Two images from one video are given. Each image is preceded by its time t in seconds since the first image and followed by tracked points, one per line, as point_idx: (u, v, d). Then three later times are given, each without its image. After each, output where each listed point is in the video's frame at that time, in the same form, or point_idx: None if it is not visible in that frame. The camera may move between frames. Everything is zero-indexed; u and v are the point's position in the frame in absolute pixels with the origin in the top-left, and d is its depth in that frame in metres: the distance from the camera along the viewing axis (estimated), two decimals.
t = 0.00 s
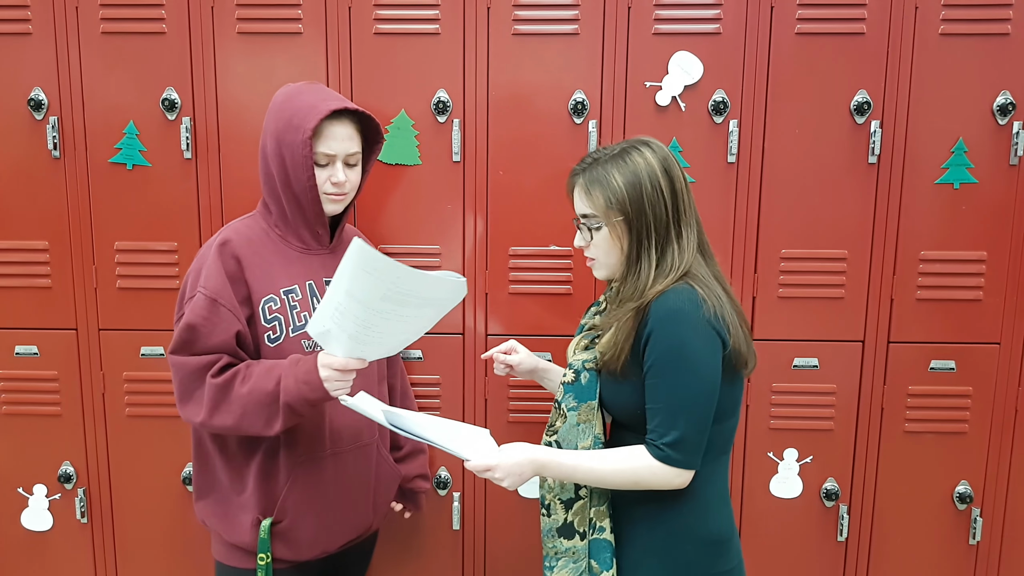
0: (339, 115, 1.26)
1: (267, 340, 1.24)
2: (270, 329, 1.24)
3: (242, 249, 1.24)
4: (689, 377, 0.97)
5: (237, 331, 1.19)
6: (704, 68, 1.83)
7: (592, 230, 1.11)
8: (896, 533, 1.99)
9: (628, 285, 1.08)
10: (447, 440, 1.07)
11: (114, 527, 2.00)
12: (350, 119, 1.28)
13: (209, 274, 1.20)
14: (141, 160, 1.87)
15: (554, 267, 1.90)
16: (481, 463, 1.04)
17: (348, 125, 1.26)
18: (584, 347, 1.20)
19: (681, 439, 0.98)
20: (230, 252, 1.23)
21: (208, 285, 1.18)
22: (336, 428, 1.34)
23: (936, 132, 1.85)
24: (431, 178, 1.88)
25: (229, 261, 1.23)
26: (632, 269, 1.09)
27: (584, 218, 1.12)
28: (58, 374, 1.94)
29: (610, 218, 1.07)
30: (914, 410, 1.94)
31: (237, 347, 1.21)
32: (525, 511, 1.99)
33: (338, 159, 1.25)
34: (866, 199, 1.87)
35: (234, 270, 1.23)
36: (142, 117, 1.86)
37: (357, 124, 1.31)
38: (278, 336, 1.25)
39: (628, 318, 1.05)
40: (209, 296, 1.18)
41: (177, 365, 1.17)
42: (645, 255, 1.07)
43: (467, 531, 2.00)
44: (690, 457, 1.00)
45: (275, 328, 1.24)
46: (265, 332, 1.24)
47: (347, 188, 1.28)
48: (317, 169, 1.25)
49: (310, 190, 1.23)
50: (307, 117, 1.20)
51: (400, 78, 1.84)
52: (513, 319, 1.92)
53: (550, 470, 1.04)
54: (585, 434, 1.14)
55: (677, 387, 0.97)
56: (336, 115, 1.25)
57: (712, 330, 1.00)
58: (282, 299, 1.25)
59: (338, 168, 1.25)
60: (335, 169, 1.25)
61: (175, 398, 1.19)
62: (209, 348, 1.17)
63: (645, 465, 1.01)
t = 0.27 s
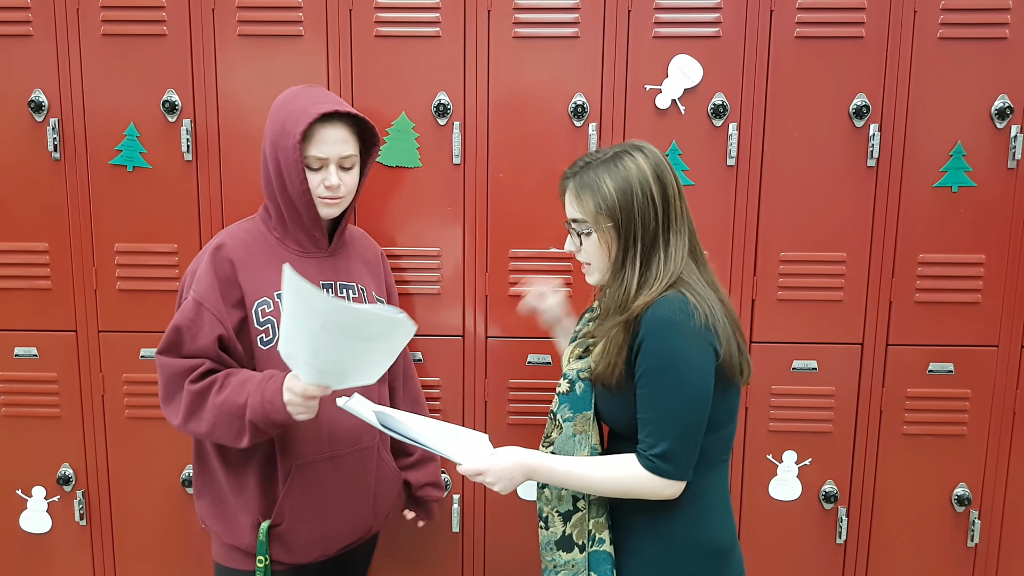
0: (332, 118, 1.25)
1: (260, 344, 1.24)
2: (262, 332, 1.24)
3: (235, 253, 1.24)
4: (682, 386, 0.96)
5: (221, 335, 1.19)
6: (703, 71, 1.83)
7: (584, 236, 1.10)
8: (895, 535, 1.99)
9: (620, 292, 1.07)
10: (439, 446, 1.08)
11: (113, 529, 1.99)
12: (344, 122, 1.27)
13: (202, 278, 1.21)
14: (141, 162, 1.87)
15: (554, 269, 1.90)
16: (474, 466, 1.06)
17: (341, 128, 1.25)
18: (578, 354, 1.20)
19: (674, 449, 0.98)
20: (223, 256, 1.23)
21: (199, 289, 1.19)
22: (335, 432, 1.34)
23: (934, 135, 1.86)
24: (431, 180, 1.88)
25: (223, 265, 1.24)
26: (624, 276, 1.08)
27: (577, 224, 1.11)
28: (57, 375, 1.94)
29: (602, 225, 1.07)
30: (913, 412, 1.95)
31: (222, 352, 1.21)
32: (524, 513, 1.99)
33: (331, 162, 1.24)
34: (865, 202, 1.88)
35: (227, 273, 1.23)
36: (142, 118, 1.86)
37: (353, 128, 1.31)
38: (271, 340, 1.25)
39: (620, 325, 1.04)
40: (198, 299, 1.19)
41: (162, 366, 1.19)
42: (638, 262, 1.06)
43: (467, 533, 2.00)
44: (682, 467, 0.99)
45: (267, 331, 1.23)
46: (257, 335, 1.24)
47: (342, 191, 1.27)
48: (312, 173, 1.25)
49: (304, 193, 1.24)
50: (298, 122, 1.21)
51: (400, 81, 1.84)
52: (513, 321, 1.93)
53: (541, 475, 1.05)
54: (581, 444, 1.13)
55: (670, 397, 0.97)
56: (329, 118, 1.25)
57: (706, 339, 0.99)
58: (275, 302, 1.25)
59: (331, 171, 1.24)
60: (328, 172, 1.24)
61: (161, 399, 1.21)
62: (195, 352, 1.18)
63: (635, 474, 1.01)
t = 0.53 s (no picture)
0: (336, 117, 1.26)
1: (261, 343, 1.24)
2: (262, 332, 1.24)
3: (236, 253, 1.24)
4: (672, 393, 0.95)
5: (219, 336, 1.19)
6: (703, 73, 1.83)
7: (570, 240, 1.10)
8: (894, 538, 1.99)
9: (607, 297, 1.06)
10: (434, 447, 1.09)
11: (112, 528, 2.00)
12: (347, 121, 1.28)
13: (201, 279, 1.21)
14: (142, 161, 1.88)
15: (554, 270, 1.90)
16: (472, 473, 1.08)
17: (344, 127, 1.26)
18: (571, 358, 1.19)
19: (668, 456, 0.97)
20: (224, 256, 1.23)
21: (199, 290, 1.19)
22: (334, 432, 1.35)
23: (934, 139, 1.86)
24: (431, 181, 1.88)
25: (223, 265, 1.23)
26: (610, 280, 1.07)
27: (562, 228, 1.11)
28: (58, 374, 1.94)
29: (585, 229, 1.06)
30: (912, 415, 1.94)
31: (221, 353, 1.21)
32: (523, 514, 1.99)
33: (336, 161, 1.25)
34: (865, 205, 1.88)
35: (227, 274, 1.23)
36: (143, 118, 1.87)
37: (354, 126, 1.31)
38: (272, 339, 1.24)
39: (609, 331, 1.03)
40: (197, 301, 1.19)
41: (161, 367, 1.18)
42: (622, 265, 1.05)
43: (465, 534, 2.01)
44: (678, 472, 0.99)
45: (267, 331, 1.23)
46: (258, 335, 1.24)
47: (345, 190, 1.28)
48: (315, 171, 1.25)
49: (308, 192, 1.24)
50: (302, 121, 1.21)
51: (401, 82, 1.84)
52: (512, 322, 1.93)
53: (539, 479, 1.06)
54: (574, 449, 1.11)
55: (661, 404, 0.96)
56: (332, 117, 1.25)
57: (694, 342, 0.98)
58: (275, 301, 1.25)
59: (335, 169, 1.25)
60: (333, 171, 1.25)
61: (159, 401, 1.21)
62: (194, 353, 1.18)
63: (629, 480, 1.00)
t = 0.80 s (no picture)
0: (338, 120, 1.26)
1: (263, 345, 1.24)
2: (264, 334, 1.24)
3: (238, 255, 1.24)
4: (667, 389, 0.96)
5: (221, 338, 1.20)
6: (706, 76, 1.83)
7: (563, 237, 1.11)
8: (896, 543, 1.98)
9: (600, 294, 1.07)
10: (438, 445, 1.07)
11: (115, 528, 2.00)
12: (349, 123, 1.28)
13: (204, 281, 1.21)
14: (145, 163, 1.88)
15: (555, 273, 1.90)
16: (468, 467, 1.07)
17: (347, 129, 1.26)
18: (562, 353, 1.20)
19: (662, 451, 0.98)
20: (227, 259, 1.24)
21: (202, 292, 1.20)
22: (336, 434, 1.35)
23: (938, 142, 1.85)
24: (433, 184, 1.88)
25: (226, 267, 1.24)
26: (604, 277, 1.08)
27: (556, 225, 1.12)
28: (61, 375, 1.95)
29: (579, 226, 1.07)
30: (915, 420, 1.94)
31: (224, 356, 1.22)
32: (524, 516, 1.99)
33: (337, 164, 1.25)
34: (868, 208, 1.87)
35: (230, 276, 1.23)
36: (146, 120, 1.87)
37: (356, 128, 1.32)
38: (274, 341, 1.24)
39: (603, 328, 1.04)
40: (200, 303, 1.19)
41: (165, 369, 1.19)
42: (616, 262, 1.06)
43: (467, 536, 2.01)
44: (672, 466, 1.00)
45: (269, 333, 1.23)
46: (260, 337, 1.24)
47: (347, 193, 1.28)
48: (317, 173, 1.26)
49: (311, 194, 1.24)
50: (304, 123, 1.21)
51: (403, 85, 1.84)
52: (514, 325, 1.93)
53: (536, 473, 1.07)
54: (566, 443, 1.14)
55: (655, 400, 0.97)
56: (335, 120, 1.26)
57: (688, 339, 1.00)
58: (278, 304, 1.25)
59: (337, 172, 1.25)
60: (334, 174, 1.26)
61: (163, 402, 1.21)
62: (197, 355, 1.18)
63: (624, 472, 1.02)
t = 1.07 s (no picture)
0: (341, 119, 1.26)
1: (265, 343, 1.24)
2: (267, 332, 1.24)
3: (241, 254, 1.25)
4: (661, 375, 1.01)
5: (225, 336, 1.20)
6: (708, 74, 1.83)
7: (555, 231, 1.14)
8: (897, 540, 1.99)
9: (593, 286, 1.10)
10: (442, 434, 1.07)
11: (119, 526, 2.01)
12: (352, 123, 1.28)
13: (207, 279, 1.22)
14: (147, 162, 1.88)
15: (557, 271, 1.90)
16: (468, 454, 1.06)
17: (349, 129, 1.26)
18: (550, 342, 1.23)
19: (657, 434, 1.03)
20: (230, 256, 1.24)
21: (205, 289, 1.20)
22: (339, 432, 1.36)
23: (941, 140, 1.85)
24: (435, 183, 1.88)
25: (229, 266, 1.24)
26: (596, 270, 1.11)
27: (548, 219, 1.15)
28: (65, 373, 1.96)
29: (573, 221, 1.10)
30: (917, 418, 1.94)
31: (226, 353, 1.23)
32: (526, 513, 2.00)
33: (340, 163, 1.26)
34: (871, 207, 1.87)
35: (233, 274, 1.24)
36: (149, 119, 1.87)
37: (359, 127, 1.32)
38: (277, 340, 1.25)
39: (597, 319, 1.07)
40: (203, 300, 1.20)
41: (167, 366, 1.20)
42: (609, 256, 1.10)
43: (469, 533, 2.01)
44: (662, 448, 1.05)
45: (272, 331, 1.24)
46: (263, 335, 1.25)
47: (349, 192, 1.28)
48: (320, 172, 1.26)
49: (314, 193, 1.24)
50: (307, 121, 1.21)
51: (406, 84, 1.84)
52: (516, 323, 1.93)
53: (533, 458, 1.09)
54: (557, 426, 1.15)
55: (650, 386, 1.02)
56: (337, 118, 1.26)
57: (680, 329, 1.04)
58: (281, 302, 1.26)
59: (339, 171, 1.26)
60: (337, 172, 1.26)
61: (166, 399, 1.22)
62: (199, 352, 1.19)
63: (618, 455, 1.05)
